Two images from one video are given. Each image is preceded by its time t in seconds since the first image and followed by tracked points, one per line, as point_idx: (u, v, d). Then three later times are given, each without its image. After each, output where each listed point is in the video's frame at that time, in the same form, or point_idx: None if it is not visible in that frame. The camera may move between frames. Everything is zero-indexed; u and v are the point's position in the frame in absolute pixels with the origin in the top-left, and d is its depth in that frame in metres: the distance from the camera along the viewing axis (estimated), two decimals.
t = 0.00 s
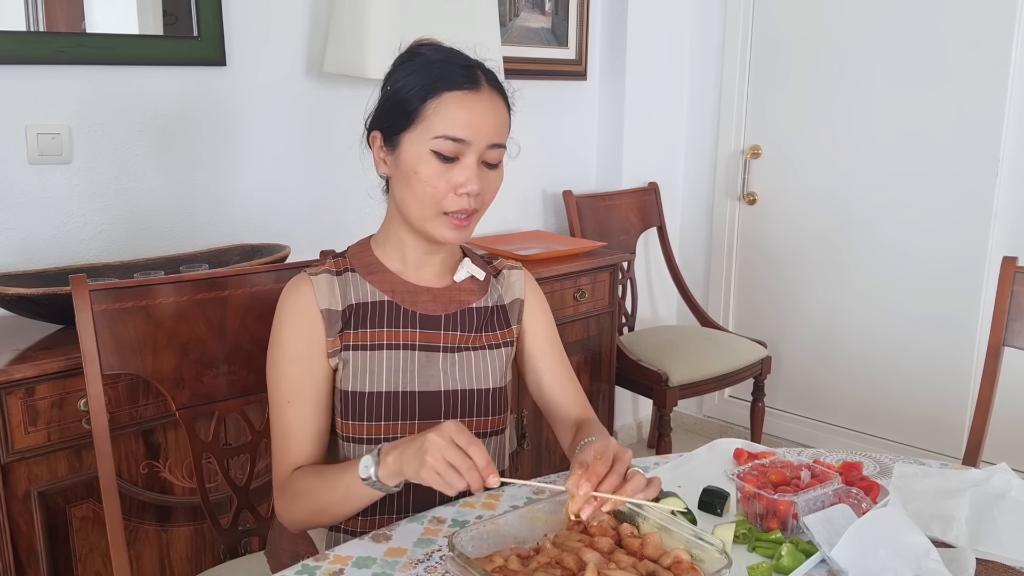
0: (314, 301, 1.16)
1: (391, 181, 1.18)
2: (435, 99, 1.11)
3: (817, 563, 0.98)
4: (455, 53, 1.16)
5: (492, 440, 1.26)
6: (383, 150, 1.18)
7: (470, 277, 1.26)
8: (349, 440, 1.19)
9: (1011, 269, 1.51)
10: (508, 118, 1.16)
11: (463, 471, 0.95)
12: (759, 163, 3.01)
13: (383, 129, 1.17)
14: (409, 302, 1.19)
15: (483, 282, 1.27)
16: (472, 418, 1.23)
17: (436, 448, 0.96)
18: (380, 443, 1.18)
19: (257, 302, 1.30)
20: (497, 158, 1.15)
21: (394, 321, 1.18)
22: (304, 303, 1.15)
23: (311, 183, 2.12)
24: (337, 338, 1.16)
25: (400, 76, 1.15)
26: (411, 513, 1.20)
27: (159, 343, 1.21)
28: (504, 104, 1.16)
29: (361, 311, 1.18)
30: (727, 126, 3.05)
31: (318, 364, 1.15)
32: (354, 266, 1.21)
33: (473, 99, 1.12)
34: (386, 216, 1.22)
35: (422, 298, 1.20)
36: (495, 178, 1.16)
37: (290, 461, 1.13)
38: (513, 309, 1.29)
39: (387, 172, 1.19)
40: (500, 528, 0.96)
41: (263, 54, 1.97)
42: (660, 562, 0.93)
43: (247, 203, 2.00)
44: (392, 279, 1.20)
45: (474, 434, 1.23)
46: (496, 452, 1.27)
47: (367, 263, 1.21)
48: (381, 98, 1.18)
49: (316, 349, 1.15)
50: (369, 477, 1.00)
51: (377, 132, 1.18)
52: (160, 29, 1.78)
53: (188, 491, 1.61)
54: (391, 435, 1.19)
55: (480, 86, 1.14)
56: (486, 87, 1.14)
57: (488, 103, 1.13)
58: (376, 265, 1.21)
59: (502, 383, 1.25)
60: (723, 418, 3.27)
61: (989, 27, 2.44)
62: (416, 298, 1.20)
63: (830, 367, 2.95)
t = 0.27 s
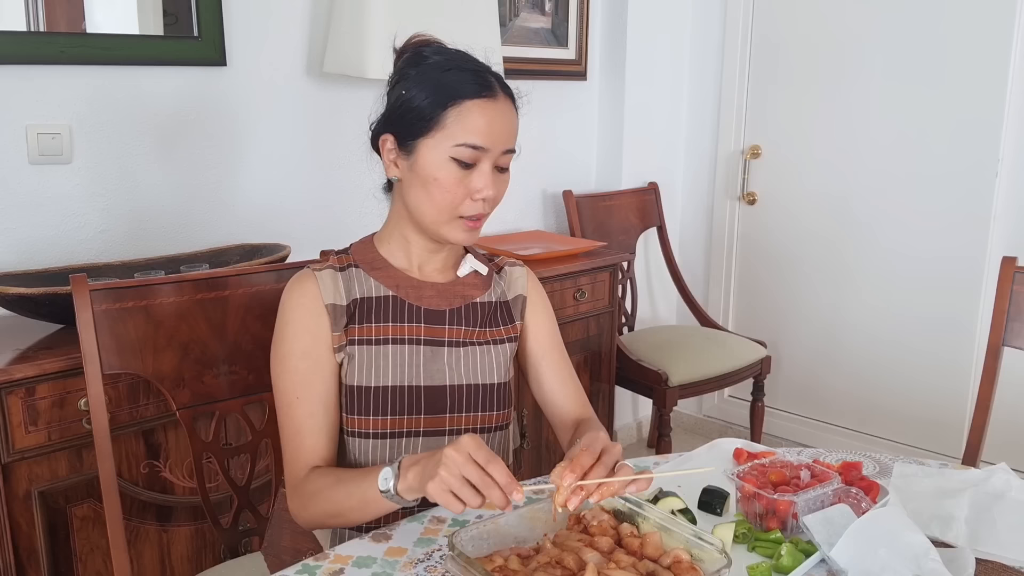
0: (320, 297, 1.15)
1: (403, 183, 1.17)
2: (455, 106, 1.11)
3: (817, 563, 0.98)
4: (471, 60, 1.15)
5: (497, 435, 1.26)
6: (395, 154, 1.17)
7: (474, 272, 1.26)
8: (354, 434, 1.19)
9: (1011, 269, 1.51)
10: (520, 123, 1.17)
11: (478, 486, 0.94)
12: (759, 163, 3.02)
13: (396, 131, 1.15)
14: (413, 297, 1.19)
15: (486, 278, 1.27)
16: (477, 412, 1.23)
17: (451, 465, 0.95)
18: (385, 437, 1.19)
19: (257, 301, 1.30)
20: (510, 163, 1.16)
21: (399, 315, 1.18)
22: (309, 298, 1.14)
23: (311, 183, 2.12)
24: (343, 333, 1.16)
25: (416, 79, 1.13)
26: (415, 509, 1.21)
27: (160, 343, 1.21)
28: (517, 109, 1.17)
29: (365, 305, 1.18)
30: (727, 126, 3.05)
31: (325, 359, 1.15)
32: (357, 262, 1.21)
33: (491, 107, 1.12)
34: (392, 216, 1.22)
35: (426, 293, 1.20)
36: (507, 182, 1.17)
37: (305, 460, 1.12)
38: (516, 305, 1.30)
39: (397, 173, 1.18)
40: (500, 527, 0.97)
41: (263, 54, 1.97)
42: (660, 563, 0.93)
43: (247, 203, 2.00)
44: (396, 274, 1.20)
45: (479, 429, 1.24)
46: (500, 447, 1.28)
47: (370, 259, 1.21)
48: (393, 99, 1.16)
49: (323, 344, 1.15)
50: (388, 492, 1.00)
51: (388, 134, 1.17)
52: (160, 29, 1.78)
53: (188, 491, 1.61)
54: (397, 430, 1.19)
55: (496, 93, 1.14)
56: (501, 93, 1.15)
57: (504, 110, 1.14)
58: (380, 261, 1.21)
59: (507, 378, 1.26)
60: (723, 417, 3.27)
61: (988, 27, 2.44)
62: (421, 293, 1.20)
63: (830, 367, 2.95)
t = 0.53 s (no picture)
0: (321, 298, 1.15)
1: (408, 184, 1.16)
2: (467, 110, 1.11)
3: (817, 563, 0.98)
4: (479, 61, 1.15)
5: (498, 436, 1.26)
6: (401, 154, 1.16)
7: (475, 272, 1.26)
8: (356, 436, 1.19)
9: (1011, 269, 1.51)
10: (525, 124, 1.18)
11: (479, 492, 0.93)
12: (758, 163, 3.02)
13: (403, 132, 1.14)
14: (415, 298, 1.19)
15: (487, 278, 1.27)
16: (479, 413, 1.23)
17: (449, 475, 0.94)
18: (388, 439, 1.19)
19: (256, 302, 1.30)
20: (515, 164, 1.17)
21: (401, 316, 1.18)
22: (309, 299, 1.14)
23: (311, 183, 2.12)
24: (345, 334, 1.16)
25: (424, 80, 1.12)
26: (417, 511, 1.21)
27: (159, 343, 1.21)
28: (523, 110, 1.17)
29: (367, 306, 1.18)
30: (727, 126, 3.05)
31: (326, 361, 1.14)
32: (358, 263, 1.21)
33: (501, 110, 1.12)
34: (395, 215, 1.21)
35: (428, 293, 1.20)
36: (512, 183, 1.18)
37: (309, 463, 1.11)
38: (518, 305, 1.30)
39: (402, 174, 1.17)
40: (500, 527, 0.97)
41: (263, 54, 1.97)
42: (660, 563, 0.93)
43: (247, 203, 2.00)
44: (397, 275, 1.20)
45: (481, 430, 1.24)
46: (501, 447, 1.28)
47: (371, 260, 1.21)
48: (399, 100, 1.15)
49: (324, 346, 1.14)
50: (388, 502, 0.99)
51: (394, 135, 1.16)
52: (160, 29, 1.78)
53: (188, 491, 1.61)
54: (400, 431, 1.19)
55: (505, 96, 1.14)
56: (509, 95, 1.15)
57: (512, 112, 1.14)
58: (382, 262, 1.21)
59: (508, 378, 1.26)
60: (722, 417, 3.27)
61: (988, 27, 2.44)
62: (422, 294, 1.20)
63: (830, 367, 2.95)
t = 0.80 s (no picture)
0: (310, 306, 1.14)
1: (395, 186, 1.16)
2: (452, 109, 1.10)
3: (817, 564, 0.98)
4: (463, 59, 1.14)
5: (497, 437, 1.26)
6: (386, 156, 1.16)
7: (467, 273, 1.27)
8: (354, 444, 1.18)
9: (1011, 269, 1.51)
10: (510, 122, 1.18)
11: (452, 499, 0.91)
12: (759, 163, 3.02)
13: (388, 134, 1.14)
14: (408, 301, 1.19)
15: (479, 280, 1.28)
16: (475, 415, 1.23)
17: (421, 481, 0.92)
18: (386, 445, 1.18)
19: (256, 302, 1.30)
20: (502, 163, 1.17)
21: (394, 322, 1.18)
22: (298, 308, 1.14)
23: (311, 183, 2.12)
24: (336, 342, 1.15)
25: (408, 81, 1.11)
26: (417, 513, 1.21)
27: (159, 344, 1.21)
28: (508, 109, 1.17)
29: (359, 313, 1.17)
30: (727, 126, 3.05)
31: (316, 369, 1.14)
32: (349, 268, 1.20)
33: (486, 109, 1.12)
34: (382, 218, 1.21)
35: (421, 296, 1.20)
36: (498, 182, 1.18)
37: (295, 470, 1.11)
38: (513, 305, 1.29)
39: (388, 177, 1.17)
40: (500, 527, 0.97)
41: (263, 53, 1.97)
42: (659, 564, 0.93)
43: (247, 203, 2.00)
44: (389, 278, 1.20)
45: (479, 432, 1.24)
46: (501, 449, 1.27)
47: (362, 264, 1.21)
48: (382, 101, 1.14)
49: (314, 354, 1.13)
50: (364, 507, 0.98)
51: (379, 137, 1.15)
52: (161, 29, 1.78)
53: (188, 491, 1.61)
54: (397, 437, 1.18)
55: (490, 94, 1.14)
56: (494, 94, 1.15)
57: (497, 111, 1.14)
58: (373, 266, 1.20)
59: (504, 378, 1.26)
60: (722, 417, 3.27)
61: (988, 28, 2.44)
62: (415, 297, 1.20)
63: (830, 368, 2.95)
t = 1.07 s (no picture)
0: (296, 320, 1.14)
1: (377, 194, 1.16)
2: (431, 113, 1.10)
3: (817, 564, 0.98)
4: (439, 60, 1.14)
5: (493, 438, 1.26)
6: (366, 163, 1.15)
7: (455, 274, 1.27)
8: (351, 456, 1.18)
9: (1012, 269, 1.51)
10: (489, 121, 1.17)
11: (435, 515, 0.91)
12: (759, 163, 3.02)
13: (367, 141, 1.13)
14: (396, 308, 1.19)
15: (467, 280, 1.28)
16: (469, 418, 1.23)
17: (404, 497, 0.92)
18: (381, 454, 1.18)
19: (256, 302, 1.30)
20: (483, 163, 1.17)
21: (383, 329, 1.18)
22: (284, 321, 1.13)
23: (312, 183, 2.12)
24: (325, 354, 1.15)
25: (384, 87, 1.11)
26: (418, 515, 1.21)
27: (160, 344, 1.21)
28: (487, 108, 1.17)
29: (347, 324, 1.17)
30: (728, 126, 3.05)
31: (305, 382, 1.14)
32: (333, 276, 1.20)
33: (465, 110, 1.12)
34: (365, 226, 1.21)
35: (409, 302, 1.20)
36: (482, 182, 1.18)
37: (285, 485, 1.11)
38: (500, 303, 1.31)
39: (369, 184, 1.17)
40: (500, 528, 0.97)
41: (264, 53, 1.97)
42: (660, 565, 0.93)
43: (247, 203, 2.00)
44: (374, 285, 1.20)
45: (474, 434, 1.24)
46: (499, 450, 1.28)
47: (347, 272, 1.20)
48: (359, 108, 1.13)
49: (302, 367, 1.13)
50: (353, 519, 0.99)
51: (358, 145, 1.15)
52: (161, 29, 1.78)
53: (188, 491, 1.61)
54: (392, 445, 1.18)
55: (467, 95, 1.14)
56: (472, 94, 1.15)
57: (476, 111, 1.14)
58: (358, 273, 1.20)
59: (496, 378, 1.26)
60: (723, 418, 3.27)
61: (989, 28, 2.44)
62: (404, 303, 1.20)
63: (830, 368, 2.95)
